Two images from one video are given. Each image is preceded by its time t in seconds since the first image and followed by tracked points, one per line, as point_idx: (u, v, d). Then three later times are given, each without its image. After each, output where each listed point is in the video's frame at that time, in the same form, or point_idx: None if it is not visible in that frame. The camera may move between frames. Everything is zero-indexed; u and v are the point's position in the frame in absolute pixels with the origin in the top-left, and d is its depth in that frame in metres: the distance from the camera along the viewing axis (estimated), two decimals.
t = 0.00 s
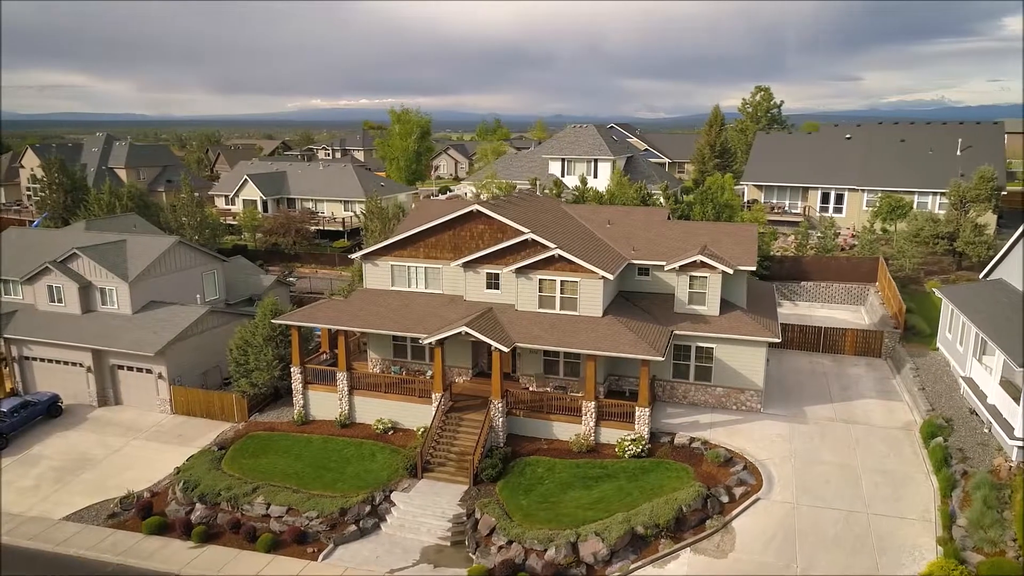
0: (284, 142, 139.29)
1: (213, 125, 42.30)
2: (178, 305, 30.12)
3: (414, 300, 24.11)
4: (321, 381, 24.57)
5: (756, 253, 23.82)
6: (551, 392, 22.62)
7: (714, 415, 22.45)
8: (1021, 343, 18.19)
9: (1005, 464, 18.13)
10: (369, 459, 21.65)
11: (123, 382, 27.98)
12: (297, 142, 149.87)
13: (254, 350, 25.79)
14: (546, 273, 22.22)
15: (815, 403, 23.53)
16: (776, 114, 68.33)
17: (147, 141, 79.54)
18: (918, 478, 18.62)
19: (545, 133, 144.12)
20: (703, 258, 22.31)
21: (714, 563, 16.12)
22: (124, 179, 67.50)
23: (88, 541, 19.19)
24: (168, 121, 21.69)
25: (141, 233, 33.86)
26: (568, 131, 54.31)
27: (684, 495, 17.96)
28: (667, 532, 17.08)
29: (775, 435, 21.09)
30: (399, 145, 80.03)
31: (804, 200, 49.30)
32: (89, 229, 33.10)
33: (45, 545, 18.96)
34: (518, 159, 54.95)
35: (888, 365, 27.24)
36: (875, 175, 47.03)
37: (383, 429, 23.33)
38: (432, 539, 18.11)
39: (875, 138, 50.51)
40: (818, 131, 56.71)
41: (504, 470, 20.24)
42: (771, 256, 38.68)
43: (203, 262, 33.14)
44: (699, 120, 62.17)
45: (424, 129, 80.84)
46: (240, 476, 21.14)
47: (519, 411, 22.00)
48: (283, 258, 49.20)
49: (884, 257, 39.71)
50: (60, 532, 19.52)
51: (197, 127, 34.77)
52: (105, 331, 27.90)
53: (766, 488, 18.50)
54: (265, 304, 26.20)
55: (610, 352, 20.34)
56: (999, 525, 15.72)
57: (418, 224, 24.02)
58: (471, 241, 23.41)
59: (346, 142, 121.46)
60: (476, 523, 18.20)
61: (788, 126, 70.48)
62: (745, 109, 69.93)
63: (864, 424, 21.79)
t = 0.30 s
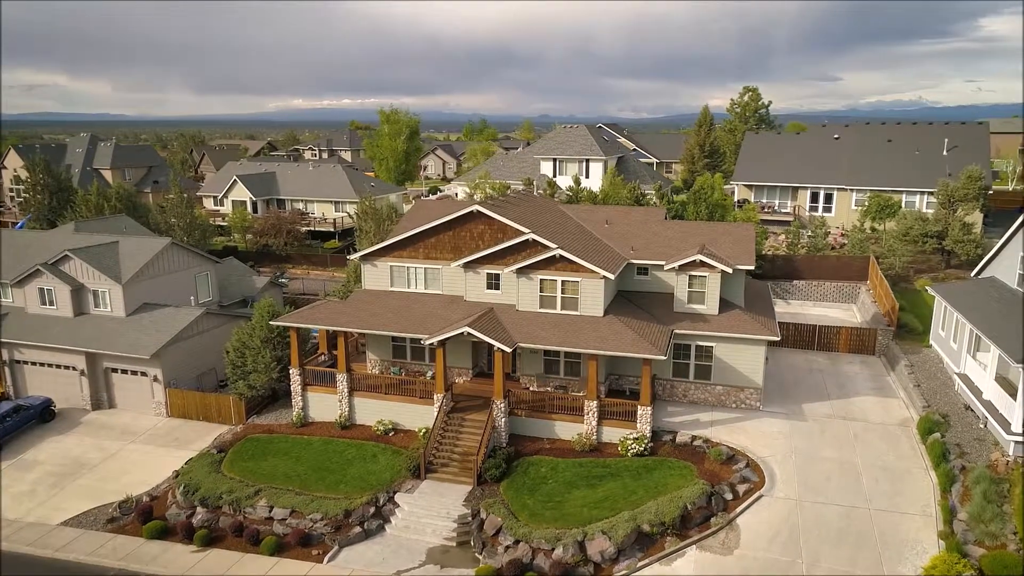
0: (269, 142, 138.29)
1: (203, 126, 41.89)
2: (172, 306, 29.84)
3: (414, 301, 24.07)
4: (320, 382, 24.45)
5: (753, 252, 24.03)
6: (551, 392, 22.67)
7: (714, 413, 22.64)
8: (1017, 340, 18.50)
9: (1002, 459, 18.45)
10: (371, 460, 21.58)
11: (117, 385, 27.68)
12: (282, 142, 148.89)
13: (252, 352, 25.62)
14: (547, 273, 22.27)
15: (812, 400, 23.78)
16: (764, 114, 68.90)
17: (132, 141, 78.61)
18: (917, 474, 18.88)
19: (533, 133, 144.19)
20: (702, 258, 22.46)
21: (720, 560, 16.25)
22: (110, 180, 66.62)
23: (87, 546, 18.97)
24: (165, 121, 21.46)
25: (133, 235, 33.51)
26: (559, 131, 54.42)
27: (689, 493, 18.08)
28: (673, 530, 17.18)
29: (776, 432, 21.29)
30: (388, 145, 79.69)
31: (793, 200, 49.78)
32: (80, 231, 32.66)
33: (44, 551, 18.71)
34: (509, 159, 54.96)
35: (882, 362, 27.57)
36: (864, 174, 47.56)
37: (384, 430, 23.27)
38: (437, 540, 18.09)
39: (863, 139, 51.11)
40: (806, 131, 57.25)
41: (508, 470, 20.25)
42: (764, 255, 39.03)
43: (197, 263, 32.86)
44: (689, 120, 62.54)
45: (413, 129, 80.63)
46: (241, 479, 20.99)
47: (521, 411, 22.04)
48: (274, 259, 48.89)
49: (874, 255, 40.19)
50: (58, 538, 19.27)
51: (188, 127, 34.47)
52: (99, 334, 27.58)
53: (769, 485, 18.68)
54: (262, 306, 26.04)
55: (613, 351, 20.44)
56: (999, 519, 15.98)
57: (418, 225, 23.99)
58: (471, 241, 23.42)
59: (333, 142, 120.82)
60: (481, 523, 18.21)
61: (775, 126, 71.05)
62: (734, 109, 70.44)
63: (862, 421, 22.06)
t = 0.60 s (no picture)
0: (254, 142, 137.13)
1: (193, 126, 41.49)
2: (165, 309, 29.54)
3: (413, 301, 24.04)
4: (318, 384, 24.32)
5: (751, 251, 24.25)
6: (552, 391, 22.72)
7: (714, 411, 22.82)
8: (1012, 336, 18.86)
9: (998, 453, 18.80)
10: (372, 462, 21.51)
11: (111, 389, 27.37)
12: (267, 142, 147.66)
13: (249, 354, 25.44)
14: (547, 273, 22.34)
15: (809, 398, 24.04)
16: (751, 114, 69.47)
17: (116, 142, 77.54)
18: (916, 469, 19.17)
19: (519, 134, 144.24)
20: (701, 258, 22.64)
21: (725, 556, 16.41)
22: (94, 181, 65.75)
23: (87, 552, 18.74)
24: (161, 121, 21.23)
25: (123, 236, 33.15)
26: (549, 131, 54.51)
27: (693, 490, 18.22)
28: (678, 528, 17.30)
29: (775, 430, 21.52)
30: (377, 145, 79.31)
31: (782, 199, 50.25)
32: (70, 233, 32.25)
33: (43, 557, 18.46)
34: (500, 159, 54.94)
35: (875, 359, 27.95)
36: (852, 174, 48.11)
37: (385, 431, 23.20)
38: (443, 541, 18.08)
39: (850, 139, 51.73)
40: (794, 131, 57.80)
41: (511, 470, 20.28)
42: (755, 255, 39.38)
43: (189, 265, 32.53)
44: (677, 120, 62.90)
45: (401, 129, 80.33)
46: (241, 482, 20.84)
47: (522, 411, 22.06)
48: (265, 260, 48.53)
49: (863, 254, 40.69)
50: (57, 544, 19.02)
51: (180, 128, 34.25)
52: (92, 337, 27.25)
53: (771, 482, 18.87)
54: (259, 308, 25.87)
55: (615, 350, 20.54)
56: (998, 513, 16.28)
57: (418, 225, 23.96)
58: (470, 242, 23.43)
59: (319, 142, 120.03)
60: (487, 524, 18.22)
61: (762, 126, 71.63)
62: (721, 109, 70.95)
63: (860, 417, 22.35)
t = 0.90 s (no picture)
0: (238, 142, 135.89)
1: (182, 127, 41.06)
2: (158, 312, 29.26)
3: (412, 302, 23.99)
4: (317, 386, 24.18)
5: (747, 251, 24.48)
6: (553, 391, 22.77)
7: (713, 409, 23.00)
8: (1007, 333, 19.25)
9: (995, 448, 19.16)
10: (374, 463, 21.43)
11: (104, 393, 27.01)
12: (251, 142, 146.37)
13: (246, 357, 25.25)
14: (548, 273, 22.39)
15: (806, 395, 24.30)
16: (738, 114, 69.99)
17: (98, 142, 76.43)
18: (914, 465, 19.46)
19: (506, 134, 144.08)
20: (700, 257, 22.83)
21: (731, 553, 16.56)
22: (77, 182, 64.77)
23: (87, 558, 18.51)
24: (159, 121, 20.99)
25: (114, 238, 32.74)
26: (540, 132, 54.57)
27: (696, 488, 18.35)
28: (683, 525, 17.41)
29: (774, 427, 21.75)
30: (364, 145, 78.91)
31: (771, 199, 50.73)
32: (59, 234, 31.78)
33: (41, 563, 18.20)
34: (490, 159, 54.89)
35: (868, 357, 28.33)
36: (840, 174, 48.68)
37: (385, 432, 23.14)
38: (448, 542, 18.07)
39: (837, 139, 52.34)
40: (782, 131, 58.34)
41: (514, 470, 20.31)
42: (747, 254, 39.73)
43: (182, 267, 32.22)
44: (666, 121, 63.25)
45: (389, 130, 79.98)
46: (242, 485, 20.67)
47: (524, 411, 22.08)
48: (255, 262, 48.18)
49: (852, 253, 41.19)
50: (55, 550, 18.77)
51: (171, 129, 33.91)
52: (85, 341, 26.92)
53: (772, 479, 19.06)
54: (256, 310, 25.71)
55: (617, 350, 20.65)
56: (997, 507, 16.58)
57: (417, 226, 23.91)
58: (469, 242, 23.42)
59: (304, 143, 119.19)
60: (492, 524, 18.24)
61: (749, 126, 72.22)
62: (709, 110, 71.44)
63: (856, 414, 22.64)
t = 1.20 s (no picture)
0: (225, 143, 134.83)
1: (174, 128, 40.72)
2: (154, 314, 29.01)
3: (414, 303, 23.96)
4: (318, 388, 24.08)
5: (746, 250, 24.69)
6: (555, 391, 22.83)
7: (714, 407, 23.18)
8: (1004, 331, 19.59)
9: (994, 444, 19.48)
10: (378, 465, 21.37)
11: (101, 397, 26.78)
12: (237, 142, 145.17)
13: (246, 359, 25.10)
14: (550, 274, 22.44)
15: (805, 393, 24.55)
16: (728, 115, 70.47)
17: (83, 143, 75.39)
18: (915, 460, 19.72)
19: (494, 134, 144.06)
20: (700, 256, 23.00)
21: (738, 551, 16.71)
22: (64, 183, 63.89)
23: (89, 563, 18.31)
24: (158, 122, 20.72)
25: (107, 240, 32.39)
26: (533, 132, 54.64)
27: (702, 486, 18.48)
28: (690, 523, 17.53)
29: (775, 425, 21.95)
30: (354, 145, 78.55)
31: (762, 199, 51.14)
32: (51, 236, 31.34)
33: (43, 570, 17.98)
34: (483, 159, 54.85)
35: (864, 354, 28.68)
36: (831, 174, 49.14)
37: (387, 434, 23.09)
38: (456, 542, 18.07)
39: (827, 139, 52.85)
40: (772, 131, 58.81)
41: (519, 470, 20.36)
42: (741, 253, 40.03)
43: (176, 269, 31.97)
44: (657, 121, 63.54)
45: (379, 130, 79.68)
46: (245, 488, 20.55)
47: (527, 411, 22.14)
48: (247, 263, 47.83)
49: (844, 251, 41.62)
50: (56, 556, 18.55)
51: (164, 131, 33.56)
52: (80, 344, 26.61)
53: (776, 476, 19.24)
54: (255, 312, 25.61)
55: (620, 349, 20.77)
56: (999, 501, 16.86)
57: (418, 227, 23.88)
58: (471, 243, 23.44)
59: (291, 143, 118.44)
60: (499, 524, 18.26)
61: (739, 127, 72.80)
62: (699, 110, 71.86)
63: (855, 411, 22.91)
